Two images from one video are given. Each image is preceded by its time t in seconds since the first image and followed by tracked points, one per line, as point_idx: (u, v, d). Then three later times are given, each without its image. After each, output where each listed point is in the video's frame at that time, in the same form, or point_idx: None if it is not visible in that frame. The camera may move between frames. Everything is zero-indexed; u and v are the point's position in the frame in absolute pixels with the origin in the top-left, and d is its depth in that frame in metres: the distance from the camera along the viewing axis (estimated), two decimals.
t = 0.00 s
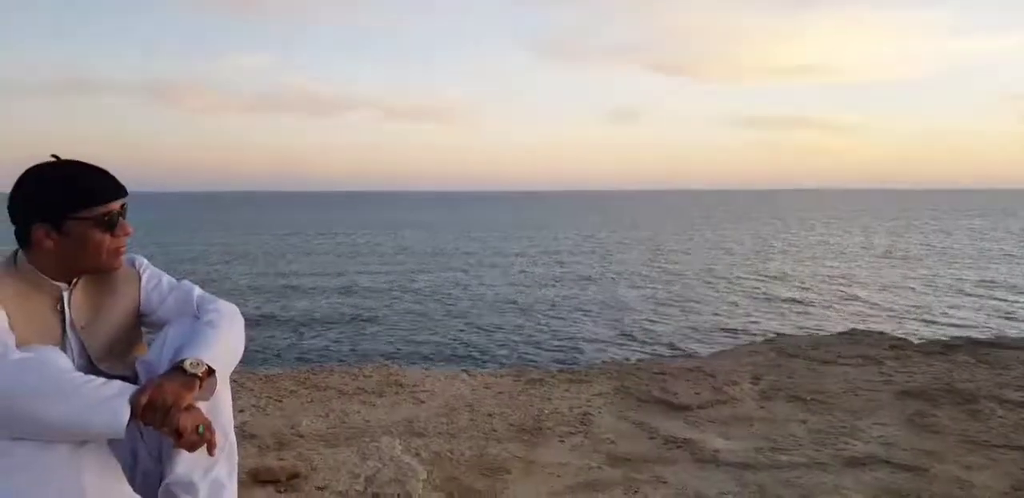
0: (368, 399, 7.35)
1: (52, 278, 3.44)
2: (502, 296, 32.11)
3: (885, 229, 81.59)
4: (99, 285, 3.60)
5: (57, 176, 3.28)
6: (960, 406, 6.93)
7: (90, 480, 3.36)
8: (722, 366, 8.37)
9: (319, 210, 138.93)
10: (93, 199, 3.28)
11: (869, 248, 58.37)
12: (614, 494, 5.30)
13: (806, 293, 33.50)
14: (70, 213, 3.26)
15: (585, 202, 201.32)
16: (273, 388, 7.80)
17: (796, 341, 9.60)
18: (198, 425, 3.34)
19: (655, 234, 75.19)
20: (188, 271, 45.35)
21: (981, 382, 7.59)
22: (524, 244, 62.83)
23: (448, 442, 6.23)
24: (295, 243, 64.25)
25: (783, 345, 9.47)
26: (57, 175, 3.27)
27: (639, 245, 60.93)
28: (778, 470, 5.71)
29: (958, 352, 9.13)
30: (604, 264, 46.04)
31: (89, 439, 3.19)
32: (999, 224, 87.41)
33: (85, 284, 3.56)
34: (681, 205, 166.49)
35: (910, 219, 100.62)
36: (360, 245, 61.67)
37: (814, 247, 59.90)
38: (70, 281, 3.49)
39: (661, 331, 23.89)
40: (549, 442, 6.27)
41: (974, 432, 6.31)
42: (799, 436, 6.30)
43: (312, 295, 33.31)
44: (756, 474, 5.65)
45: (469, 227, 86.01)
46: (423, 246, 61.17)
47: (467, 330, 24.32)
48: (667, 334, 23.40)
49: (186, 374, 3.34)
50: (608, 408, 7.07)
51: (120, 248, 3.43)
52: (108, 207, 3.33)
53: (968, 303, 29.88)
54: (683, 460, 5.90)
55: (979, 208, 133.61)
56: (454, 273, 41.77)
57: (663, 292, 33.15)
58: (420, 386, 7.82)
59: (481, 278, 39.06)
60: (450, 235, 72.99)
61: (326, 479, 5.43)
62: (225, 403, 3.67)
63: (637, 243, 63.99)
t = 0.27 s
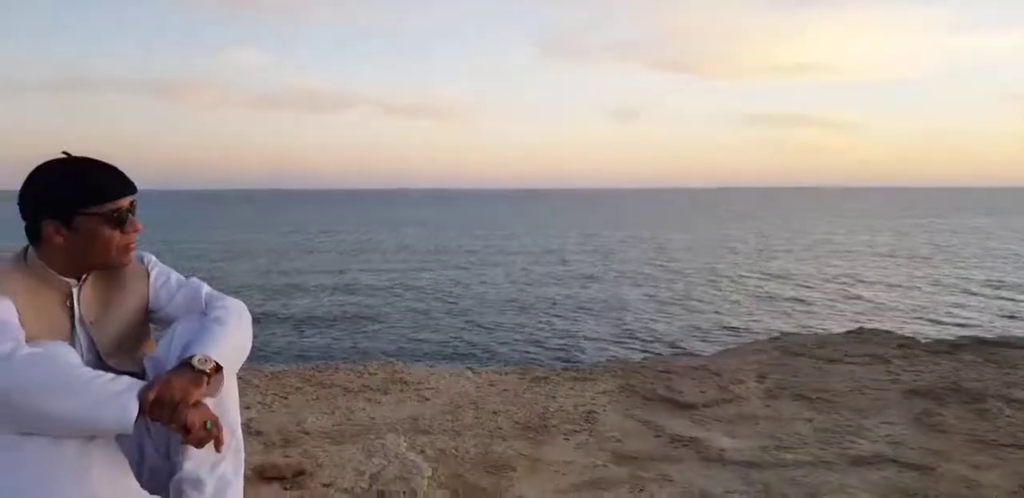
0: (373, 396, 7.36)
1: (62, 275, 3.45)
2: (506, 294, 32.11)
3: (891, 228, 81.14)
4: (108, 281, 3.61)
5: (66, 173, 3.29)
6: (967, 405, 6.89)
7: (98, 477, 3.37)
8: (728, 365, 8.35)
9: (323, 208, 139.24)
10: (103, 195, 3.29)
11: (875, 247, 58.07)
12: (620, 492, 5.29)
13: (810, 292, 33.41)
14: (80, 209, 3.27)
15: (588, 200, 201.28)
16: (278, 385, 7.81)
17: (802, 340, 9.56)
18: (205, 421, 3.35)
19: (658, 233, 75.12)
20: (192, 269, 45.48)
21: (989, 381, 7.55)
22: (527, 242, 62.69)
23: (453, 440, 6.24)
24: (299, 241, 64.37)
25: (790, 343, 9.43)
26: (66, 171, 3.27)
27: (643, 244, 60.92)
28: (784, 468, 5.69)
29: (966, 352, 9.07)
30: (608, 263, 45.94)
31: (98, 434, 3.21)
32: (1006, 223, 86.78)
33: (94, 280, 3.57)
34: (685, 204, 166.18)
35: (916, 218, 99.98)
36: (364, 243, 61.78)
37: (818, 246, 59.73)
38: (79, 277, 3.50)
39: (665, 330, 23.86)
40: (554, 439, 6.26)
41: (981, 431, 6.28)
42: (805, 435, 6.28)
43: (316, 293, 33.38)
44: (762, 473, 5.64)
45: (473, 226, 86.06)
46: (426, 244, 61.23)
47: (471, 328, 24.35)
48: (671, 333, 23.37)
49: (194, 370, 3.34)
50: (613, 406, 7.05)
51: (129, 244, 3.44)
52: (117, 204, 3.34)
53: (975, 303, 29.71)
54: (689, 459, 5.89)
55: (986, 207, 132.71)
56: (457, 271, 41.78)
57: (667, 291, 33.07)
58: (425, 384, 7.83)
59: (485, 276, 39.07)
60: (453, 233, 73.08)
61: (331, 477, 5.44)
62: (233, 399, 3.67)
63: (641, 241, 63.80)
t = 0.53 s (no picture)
0: (378, 394, 7.36)
1: (70, 272, 3.46)
2: (509, 292, 32.14)
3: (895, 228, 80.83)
4: (116, 279, 3.62)
5: (77, 171, 3.30)
6: (973, 405, 6.87)
7: (108, 474, 3.38)
8: (733, 364, 8.33)
9: (325, 206, 139.51)
10: (111, 193, 3.30)
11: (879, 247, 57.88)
12: (625, 491, 5.30)
13: (813, 291, 33.38)
14: (90, 206, 3.28)
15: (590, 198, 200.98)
16: (283, 383, 7.82)
17: (807, 339, 9.54)
18: (212, 419, 3.36)
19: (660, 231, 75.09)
20: (195, 268, 45.64)
21: (995, 382, 7.52)
22: (530, 241, 62.60)
23: (458, 438, 6.24)
24: (302, 239, 64.49)
25: (794, 343, 9.41)
26: (77, 170, 3.28)
27: (645, 243, 60.90)
28: (789, 468, 5.69)
29: (972, 351, 9.04)
30: (611, 262, 45.89)
31: (105, 431, 3.21)
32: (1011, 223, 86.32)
33: (102, 278, 3.59)
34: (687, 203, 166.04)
35: (920, 218, 99.54)
36: (366, 242, 61.87)
37: (820, 245, 59.68)
38: (88, 276, 3.51)
39: (668, 329, 23.85)
40: (559, 438, 6.26)
41: (988, 431, 6.26)
42: (810, 435, 6.27)
43: (318, 292, 33.44)
44: (767, 472, 5.63)
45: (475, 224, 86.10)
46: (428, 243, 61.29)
47: (474, 326, 24.38)
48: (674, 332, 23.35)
49: (201, 368, 3.35)
50: (618, 404, 7.05)
51: (137, 243, 3.45)
52: (126, 202, 3.35)
53: (979, 303, 29.60)
54: (694, 458, 5.88)
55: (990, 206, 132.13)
56: (459, 270, 41.82)
57: (670, 290, 33.02)
58: (430, 382, 7.83)
59: (487, 275, 39.10)
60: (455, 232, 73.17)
61: (336, 475, 5.45)
62: (240, 397, 3.69)
63: (643, 240, 63.68)
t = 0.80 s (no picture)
0: (386, 390, 7.39)
1: (82, 267, 3.49)
2: (516, 290, 32.16)
3: (906, 226, 80.10)
4: (127, 274, 3.65)
5: (89, 166, 3.33)
6: (984, 405, 6.81)
7: (119, 467, 3.41)
8: (741, 362, 8.30)
9: (334, 204, 140.12)
10: (122, 188, 3.33)
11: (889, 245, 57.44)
12: (633, 489, 5.30)
13: (822, 290, 33.21)
14: (101, 201, 3.31)
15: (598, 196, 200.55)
16: (291, 378, 7.86)
17: (815, 338, 9.49)
18: (222, 413, 3.38)
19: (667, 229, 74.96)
20: (204, 265, 45.90)
21: (1007, 381, 7.46)
22: (537, 239, 62.48)
23: (465, 434, 6.25)
24: (309, 236, 64.73)
25: (803, 341, 9.36)
26: (89, 166, 3.31)
27: (652, 241, 60.77)
28: (798, 466, 5.66)
29: (983, 350, 8.95)
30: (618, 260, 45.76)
31: (116, 424, 3.25)
32: None
33: (113, 273, 3.63)
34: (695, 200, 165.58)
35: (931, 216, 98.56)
36: (373, 239, 62.05)
37: (829, 243, 59.39)
38: (99, 270, 3.55)
39: (676, 327, 23.80)
40: (566, 435, 6.26)
41: (999, 431, 6.20)
42: (819, 433, 6.25)
43: (326, 288, 33.55)
44: (775, 471, 5.61)
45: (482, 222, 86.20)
46: (435, 240, 61.39)
47: (481, 324, 24.41)
48: (681, 330, 23.27)
49: (211, 362, 3.37)
50: (625, 402, 7.04)
51: (148, 238, 3.47)
52: (136, 197, 3.38)
53: (991, 302, 29.31)
54: (701, 456, 5.87)
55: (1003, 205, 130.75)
56: (466, 267, 41.88)
57: (677, 288, 32.91)
58: (438, 378, 7.84)
59: (494, 272, 39.12)
60: (462, 229, 73.29)
61: (344, 470, 5.48)
62: (249, 392, 3.71)
63: (651, 238, 63.39)
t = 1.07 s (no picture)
0: (397, 385, 7.39)
1: (95, 262, 3.51)
2: (524, 285, 32.13)
3: (918, 222, 79.31)
4: (140, 268, 3.67)
5: (103, 160, 3.34)
6: (1000, 400, 6.74)
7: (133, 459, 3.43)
8: (754, 357, 8.25)
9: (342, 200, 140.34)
10: (135, 182, 3.33)
11: (901, 241, 56.93)
12: (645, 485, 5.29)
13: (833, 285, 33.02)
14: (113, 196, 3.32)
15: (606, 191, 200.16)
16: (303, 373, 7.89)
17: (828, 333, 9.41)
18: (235, 408, 3.38)
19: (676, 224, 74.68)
20: (214, 260, 46.11)
21: None
22: (545, 234, 62.36)
23: (476, 429, 6.24)
24: (318, 232, 64.95)
25: (816, 336, 9.30)
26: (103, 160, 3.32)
27: (661, 236, 60.57)
28: (811, 463, 5.63)
29: (999, 346, 8.85)
30: (627, 255, 45.62)
31: (128, 417, 3.25)
32: None
33: (125, 268, 3.63)
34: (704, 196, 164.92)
35: (944, 211, 97.58)
36: (382, 235, 62.19)
37: (839, 238, 59.00)
38: (112, 265, 3.55)
39: (685, 322, 23.73)
40: (577, 430, 6.25)
41: (1015, 427, 6.14)
42: (832, 429, 6.20)
43: (335, 284, 33.67)
44: (789, 467, 5.57)
45: (490, 217, 86.22)
46: (443, 236, 61.45)
47: (490, 319, 24.42)
48: (691, 325, 23.16)
49: (224, 356, 3.37)
50: (637, 397, 7.01)
51: (161, 232, 3.48)
52: (149, 191, 3.38)
53: (1004, 298, 29.00)
54: (714, 451, 5.84)
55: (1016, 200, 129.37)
56: (475, 262, 41.89)
57: (687, 283, 32.78)
58: (448, 373, 7.84)
59: (503, 268, 39.12)
60: (470, 225, 73.34)
61: (356, 464, 5.50)
62: (263, 387, 3.72)
63: (661, 233, 63.16)
